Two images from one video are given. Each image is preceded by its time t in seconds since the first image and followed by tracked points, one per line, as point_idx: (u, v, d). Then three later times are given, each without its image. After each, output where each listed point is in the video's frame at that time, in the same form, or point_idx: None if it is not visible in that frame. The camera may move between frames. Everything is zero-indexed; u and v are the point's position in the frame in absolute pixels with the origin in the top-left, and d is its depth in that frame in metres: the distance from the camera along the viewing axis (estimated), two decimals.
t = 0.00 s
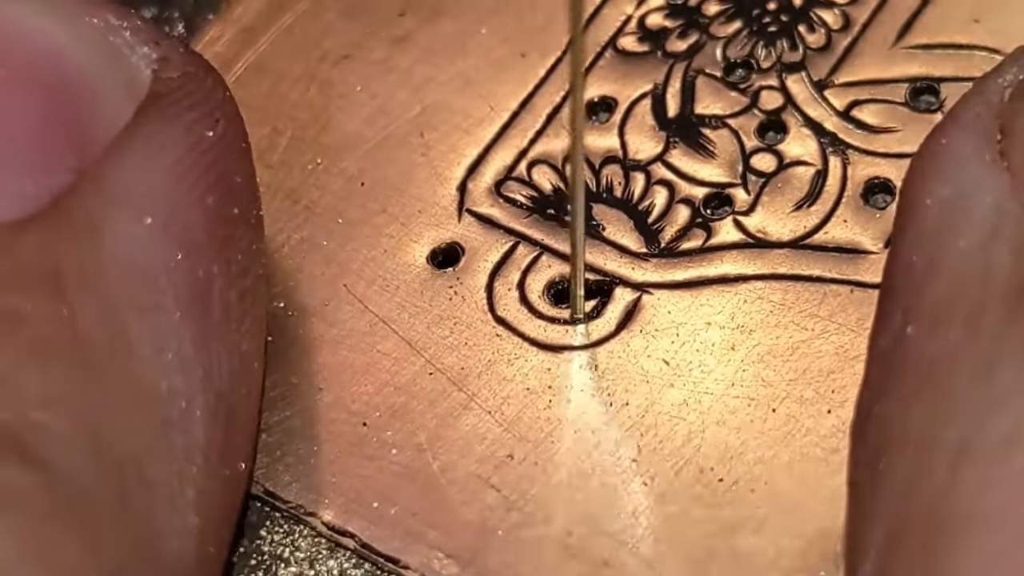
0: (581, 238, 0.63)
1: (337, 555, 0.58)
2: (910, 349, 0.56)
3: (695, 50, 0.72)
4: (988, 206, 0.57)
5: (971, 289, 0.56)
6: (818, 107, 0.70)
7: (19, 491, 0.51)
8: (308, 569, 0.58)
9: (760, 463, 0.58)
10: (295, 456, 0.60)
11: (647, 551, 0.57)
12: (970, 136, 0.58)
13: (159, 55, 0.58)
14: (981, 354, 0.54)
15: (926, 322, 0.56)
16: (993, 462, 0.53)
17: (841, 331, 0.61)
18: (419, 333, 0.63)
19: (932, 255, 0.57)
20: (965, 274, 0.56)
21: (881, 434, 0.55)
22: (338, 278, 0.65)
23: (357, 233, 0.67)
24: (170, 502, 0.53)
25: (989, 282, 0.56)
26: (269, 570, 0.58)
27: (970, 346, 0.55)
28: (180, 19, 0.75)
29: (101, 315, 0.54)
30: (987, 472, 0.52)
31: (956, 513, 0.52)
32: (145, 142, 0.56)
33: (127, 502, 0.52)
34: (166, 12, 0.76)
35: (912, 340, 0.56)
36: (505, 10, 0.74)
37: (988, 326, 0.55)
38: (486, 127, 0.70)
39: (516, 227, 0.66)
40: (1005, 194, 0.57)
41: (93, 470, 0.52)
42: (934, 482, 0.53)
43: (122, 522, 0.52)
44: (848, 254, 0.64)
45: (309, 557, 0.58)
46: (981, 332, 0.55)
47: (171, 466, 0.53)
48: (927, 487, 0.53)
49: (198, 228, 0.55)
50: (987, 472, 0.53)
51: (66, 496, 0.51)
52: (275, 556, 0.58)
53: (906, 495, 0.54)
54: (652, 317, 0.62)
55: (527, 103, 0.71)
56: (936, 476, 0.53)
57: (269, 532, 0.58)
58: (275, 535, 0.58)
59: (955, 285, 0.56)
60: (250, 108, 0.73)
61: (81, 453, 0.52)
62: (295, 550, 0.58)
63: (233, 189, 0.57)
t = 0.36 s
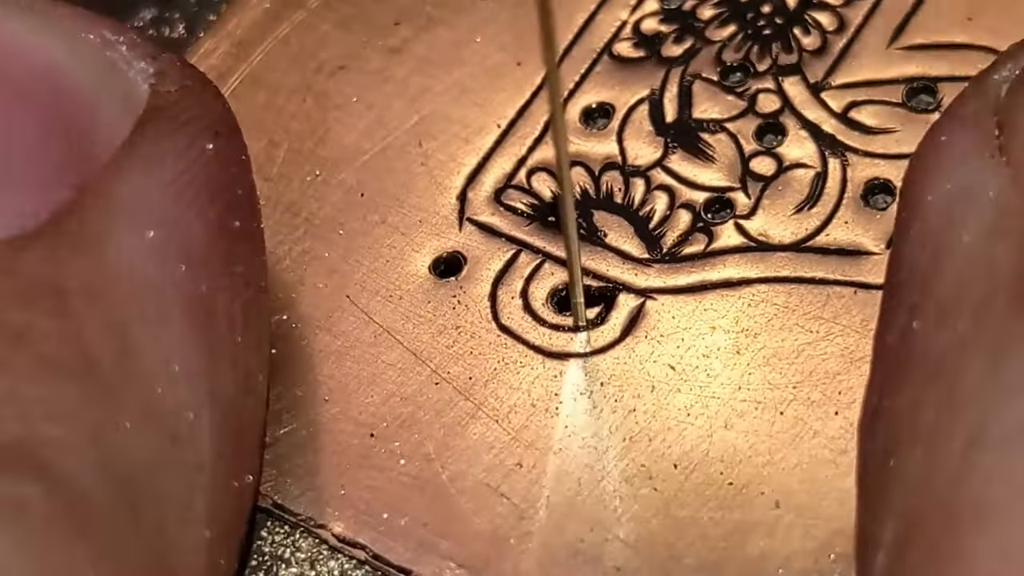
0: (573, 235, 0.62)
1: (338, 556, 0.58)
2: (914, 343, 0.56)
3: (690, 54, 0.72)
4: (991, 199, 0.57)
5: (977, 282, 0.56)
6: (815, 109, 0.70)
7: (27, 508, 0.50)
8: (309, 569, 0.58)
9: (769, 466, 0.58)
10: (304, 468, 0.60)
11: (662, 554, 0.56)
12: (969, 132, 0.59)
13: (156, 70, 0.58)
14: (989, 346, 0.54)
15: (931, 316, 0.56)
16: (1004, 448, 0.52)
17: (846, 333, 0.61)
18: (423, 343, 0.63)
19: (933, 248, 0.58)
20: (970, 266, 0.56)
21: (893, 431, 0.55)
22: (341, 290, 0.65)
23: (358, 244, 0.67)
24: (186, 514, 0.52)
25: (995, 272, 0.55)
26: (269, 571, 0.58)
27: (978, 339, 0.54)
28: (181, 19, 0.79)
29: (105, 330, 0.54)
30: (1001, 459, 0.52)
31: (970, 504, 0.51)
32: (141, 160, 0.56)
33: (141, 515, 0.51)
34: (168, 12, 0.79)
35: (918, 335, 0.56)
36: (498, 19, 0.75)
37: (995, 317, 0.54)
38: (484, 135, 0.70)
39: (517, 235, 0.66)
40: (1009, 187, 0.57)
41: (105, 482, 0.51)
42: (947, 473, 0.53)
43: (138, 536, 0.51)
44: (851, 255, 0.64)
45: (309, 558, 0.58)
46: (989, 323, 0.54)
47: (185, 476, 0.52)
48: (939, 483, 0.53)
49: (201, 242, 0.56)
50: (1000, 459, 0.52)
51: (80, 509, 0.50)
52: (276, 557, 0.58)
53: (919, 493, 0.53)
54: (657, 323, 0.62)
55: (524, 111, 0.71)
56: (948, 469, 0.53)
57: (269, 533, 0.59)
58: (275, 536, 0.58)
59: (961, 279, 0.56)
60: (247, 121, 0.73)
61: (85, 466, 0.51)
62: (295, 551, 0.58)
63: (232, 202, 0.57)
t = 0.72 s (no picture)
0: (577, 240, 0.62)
1: (338, 555, 0.58)
2: (915, 328, 0.56)
3: (683, 47, 0.73)
4: (985, 182, 0.56)
5: (973, 266, 0.55)
6: (809, 99, 0.70)
7: (38, 507, 0.49)
8: (309, 569, 0.58)
9: (774, 455, 0.58)
10: (308, 467, 0.59)
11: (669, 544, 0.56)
12: (961, 115, 0.58)
13: (153, 73, 0.58)
14: (988, 328, 0.54)
15: (929, 300, 0.56)
16: (1005, 430, 0.51)
17: (846, 321, 0.62)
18: (424, 339, 0.62)
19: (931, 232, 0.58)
20: (966, 251, 0.56)
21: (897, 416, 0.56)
22: (340, 288, 0.65)
23: (356, 242, 0.67)
24: (190, 516, 0.52)
25: (992, 256, 0.55)
26: (269, 570, 0.58)
27: (977, 323, 0.54)
28: (180, 18, 0.78)
29: (109, 330, 0.52)
30: (1002, 439, 0.51)
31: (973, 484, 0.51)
32: (145, 156, 0.55)
33: (148, 514, 0.51)
34: (168, 11, 0.79)
35: (917, 318, 0.56)
36: (489, 16, 0.75)
37: (992, 299, 0.54)
38: (478, 131, 0.70)
39: (515, 230, 0.66)
40: (1003, 168, 0.56)
41: (115, 480, 0.50)
42: (949, 457, 0.53)
43: (145, 534, 0.50)
44: (848, 244, 0.64)
45: (309, 558, 0.58)
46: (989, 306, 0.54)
47: (194, 478, 0.53)
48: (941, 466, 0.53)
49: (201, 242, 0.56)
50: (1002, 441, 0.51)
51: (87, 508, 0.49)
52: (276, 556, 0.58)
53: (921, 475, 0.53)
54: (657, 315, 0.62)
55: (519, 106, 0.71)
56: (949, 453, 0.53)
57: (269, 532, 0.58)
58: (275, 535, 0.58)
59: (961, 263, 0.56)
60: (240, 122, 0.72)
61: (94, 467, 0.50)
62: (295, 550, 0.58)
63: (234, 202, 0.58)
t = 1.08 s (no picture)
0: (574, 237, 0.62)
1: (338, 556, 0.58)
2: (911, 319, 0.56)
3: (672, 42, 0.73)
4: (980, 171, 0.57)
5: (970, 254, 0.56)
6: (800, 92, 0.70)
7: (50, 512, 0.49)
8: (309, 570, 0.58)
9: (776, 448, 0.58)
10: (310, 468, 0.59)
11: (674, 538, 0.57)
12: (954, 105, 0.58)
13: (151, 81, 0.58)
14: (986, 316, 0.54)
15: (926, 290, 0.56)
16: (1006, 418, 0.52)
17: (844, 312, 0.62)
18: (423, 339, 0.62)
19: (930, 224, 0.57)
20: (962, 241, 0.56)
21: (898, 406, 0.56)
22: (337, 289, 0.65)
23: (352, 244, 0.67)
24: (202, 520, 0.53)
25: (987, 244, 0.56)
26: (269, 570, 0.58)
27: (975, 312, 0.55)
28: (180, 19, 0.77)
29: (119, 338, 0.53)
30: (1002, 426, 0.52)
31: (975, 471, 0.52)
32: (147, 161, 0.55)
33: (161, 518, 0.51)
34: (168, 12, 0.78)
35: (916, 308, 0.56)
36: (479, 16, 0.75)
37: (990, 289, 0.55)
38: (471, 131, 0.71)
39: (511, 228, 0.66)
40: (996, 157, 0.57)
41: (128, 484, 0.51)
42: (949, 445, 0.53)
43: (158, 538, 0.51)
44: (843, 235, 0.64)
45: (309, 559, 0.58)
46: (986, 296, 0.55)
47: (204, 483, 0.53)
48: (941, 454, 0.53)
49: (207, 248, 0.55)
50: (1003, 428, 0.52)
51: (100, 510, 0.50)
52: (276, 557, 0.58)
53: (924, 464, 0.54)
54: (655, 310, 0.62)
55: (511, 105, 0.71)
56: (949, 442, 0.53)
57: (269, 533, 0.58)
58: (275, 536, 0.58)
59: (957, 252, 0.56)
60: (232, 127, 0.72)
61: (105, 469, 0.51)
62: (295, 551, 0.58)
63: (235, 205, 0.57)
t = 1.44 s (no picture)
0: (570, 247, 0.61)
1: (338, 557, 0.58)
2: (918, 317, 0.56)
3: (660, 49, 0.73)
4: (979, 166, 0.56)
5: (975, 249, 0.55)
6: (790, 93, 0.70)
7: (79, 540, 0.49)
8: (309, 569, 0.58)
9: (788, 449, 0.58)
10: (318, 486, 0.59)
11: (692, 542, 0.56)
12: (952, 101, 0.58)
13: (151, 106, 0.57)
14: (994, 313, 0.54)
15: (931, 287, 0.56)
16: (1017, 411, 0.52)
17: (846, 311, 0.62)
18: (427, 354, 0.62)
19: (930, 222, 0.57)
20: (965, 237, 0.56)
21: (907, 403, 0.56)
22: (337, 307, 0.64)
23: (350, 261, 0.66)
24: (224, 544, 0.53)
25: (991, 239, 0.55)
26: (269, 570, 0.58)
27: (979, 307, 0.54)
28: (180, 18, 0.77)
29: (131, 363, 0.53)
30: (1016, 421, 0.52)
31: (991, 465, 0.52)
32: (154, 187, 0.55)
33: (184, 544, 0.51)
34: (168, 12, 0.78)
35: (921, 305, 0.56)
36: (464, 29, 0.75)
37: (996, 284, 0.54)
38: (464, 143, 0.70)
39: (509, 239, 0.66)
40: (995, 152, 0.56)
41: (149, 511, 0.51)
42: (963, 441, 0.53)
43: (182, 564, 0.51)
44: (842, 234, 0.64)
45: (309, 558, 0.58)
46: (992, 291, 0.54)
47: (222, 507, 0.53)
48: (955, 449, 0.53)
49: (215, 275, 0.56)
50: (1018, 423, 0.52)
51: (126, 536, 0.50)
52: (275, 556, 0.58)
53: (935, 460, 0.54)
54: (659, 315, 0.62)
55: (502, 116, 0.71)
56: (962, 439, 0.53)
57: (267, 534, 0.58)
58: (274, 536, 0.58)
59: (959, 249, 0.56)
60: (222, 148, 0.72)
61: (126, 496, 0.51)
62: (295, 551, 0.58)
63: (241, 231, 0.57)
